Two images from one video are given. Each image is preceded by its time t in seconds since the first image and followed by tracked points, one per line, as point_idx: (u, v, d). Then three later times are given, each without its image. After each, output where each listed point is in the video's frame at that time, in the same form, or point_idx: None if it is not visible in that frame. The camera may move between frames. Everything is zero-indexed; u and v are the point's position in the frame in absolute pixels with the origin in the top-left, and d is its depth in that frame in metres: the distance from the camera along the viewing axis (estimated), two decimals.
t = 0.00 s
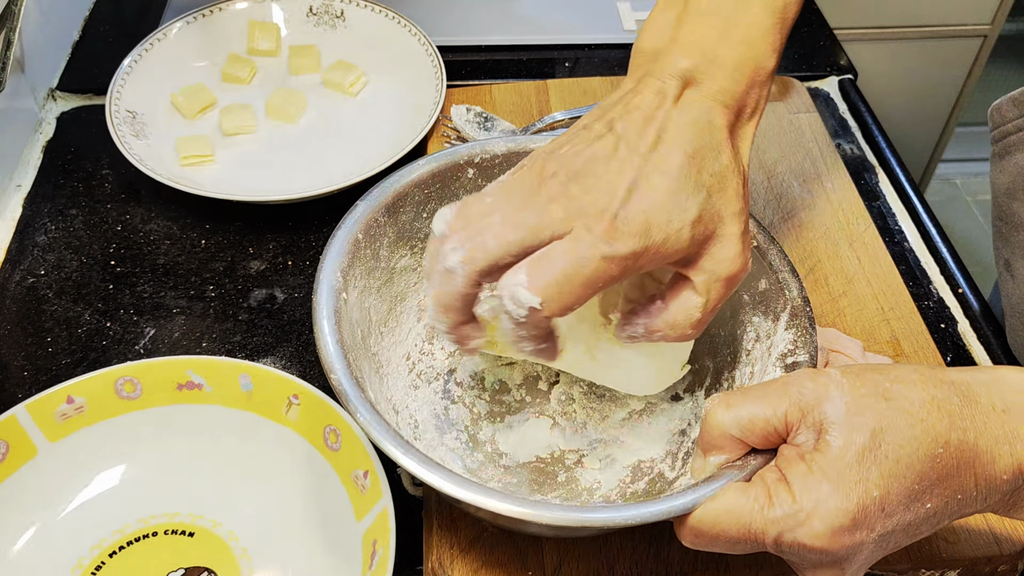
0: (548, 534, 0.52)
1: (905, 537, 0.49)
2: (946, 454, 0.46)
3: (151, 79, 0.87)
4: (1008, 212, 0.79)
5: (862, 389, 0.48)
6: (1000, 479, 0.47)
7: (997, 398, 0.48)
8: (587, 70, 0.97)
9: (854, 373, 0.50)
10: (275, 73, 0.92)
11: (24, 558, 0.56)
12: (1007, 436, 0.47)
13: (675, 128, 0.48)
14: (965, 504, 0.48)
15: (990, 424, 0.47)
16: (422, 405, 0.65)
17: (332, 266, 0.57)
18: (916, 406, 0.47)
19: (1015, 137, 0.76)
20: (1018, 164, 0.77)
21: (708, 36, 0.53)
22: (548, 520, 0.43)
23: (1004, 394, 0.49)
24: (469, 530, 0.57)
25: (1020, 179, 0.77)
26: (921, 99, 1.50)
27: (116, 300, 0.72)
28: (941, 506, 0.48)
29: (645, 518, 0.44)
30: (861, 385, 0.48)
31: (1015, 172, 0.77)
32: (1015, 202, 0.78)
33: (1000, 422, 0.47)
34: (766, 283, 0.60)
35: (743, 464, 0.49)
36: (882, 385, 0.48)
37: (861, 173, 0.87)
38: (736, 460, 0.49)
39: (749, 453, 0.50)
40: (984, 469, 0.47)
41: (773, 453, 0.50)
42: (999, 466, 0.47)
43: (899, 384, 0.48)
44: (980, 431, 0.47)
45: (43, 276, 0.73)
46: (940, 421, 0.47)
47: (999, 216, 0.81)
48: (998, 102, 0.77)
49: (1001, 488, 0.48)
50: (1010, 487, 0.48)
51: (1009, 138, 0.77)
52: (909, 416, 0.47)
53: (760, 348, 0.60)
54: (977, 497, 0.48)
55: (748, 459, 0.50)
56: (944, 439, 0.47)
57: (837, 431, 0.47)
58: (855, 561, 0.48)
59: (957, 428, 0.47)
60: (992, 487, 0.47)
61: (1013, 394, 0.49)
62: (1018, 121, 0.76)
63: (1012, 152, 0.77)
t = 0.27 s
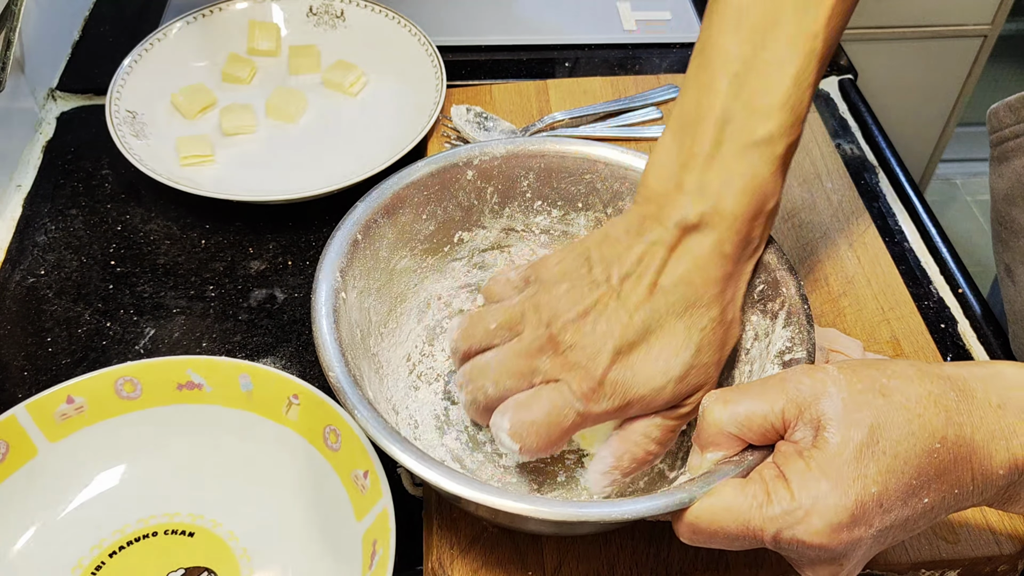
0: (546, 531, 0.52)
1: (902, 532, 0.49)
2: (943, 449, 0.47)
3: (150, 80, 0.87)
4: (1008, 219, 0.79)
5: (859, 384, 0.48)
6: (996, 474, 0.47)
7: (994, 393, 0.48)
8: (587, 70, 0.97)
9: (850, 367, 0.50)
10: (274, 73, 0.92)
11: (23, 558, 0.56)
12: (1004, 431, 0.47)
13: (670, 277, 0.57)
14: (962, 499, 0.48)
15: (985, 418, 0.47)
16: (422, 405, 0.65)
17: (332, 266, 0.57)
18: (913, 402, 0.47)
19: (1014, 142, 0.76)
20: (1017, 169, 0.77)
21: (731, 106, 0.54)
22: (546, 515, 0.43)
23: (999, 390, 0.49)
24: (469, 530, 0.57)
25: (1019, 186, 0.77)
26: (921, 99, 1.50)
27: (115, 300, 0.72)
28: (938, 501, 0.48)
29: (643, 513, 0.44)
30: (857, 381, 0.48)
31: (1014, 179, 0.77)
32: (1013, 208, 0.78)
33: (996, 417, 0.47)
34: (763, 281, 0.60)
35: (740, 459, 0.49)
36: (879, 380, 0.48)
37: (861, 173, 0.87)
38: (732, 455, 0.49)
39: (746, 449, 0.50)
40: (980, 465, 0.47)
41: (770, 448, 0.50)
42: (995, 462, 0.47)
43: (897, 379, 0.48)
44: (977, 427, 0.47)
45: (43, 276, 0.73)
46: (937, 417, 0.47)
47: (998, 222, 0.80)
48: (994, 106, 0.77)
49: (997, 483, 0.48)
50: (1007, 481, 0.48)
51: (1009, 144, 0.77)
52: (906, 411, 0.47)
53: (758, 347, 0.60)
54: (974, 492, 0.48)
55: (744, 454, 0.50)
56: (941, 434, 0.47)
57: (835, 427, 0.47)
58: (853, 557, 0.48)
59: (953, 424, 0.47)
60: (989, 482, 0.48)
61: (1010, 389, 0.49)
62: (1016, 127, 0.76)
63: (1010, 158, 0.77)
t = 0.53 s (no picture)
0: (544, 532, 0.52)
1: (899, 525, 0.49)
2: (941, 443, 0.46)
3: (150, 80, 0.87)
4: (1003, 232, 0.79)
5: (857, 376, 0.48)
6: (992, 467, 0.47)
7: (991, 386, 0.48)
8: (587, 70, 0.97)
9: (848, 361, 0.50)
10: (274, 73, 0.92)
11: (23, 557, 0.56)
12: (1001, 422, 0.47)
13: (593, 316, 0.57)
14: (958, 492, 0.49)
15: (983, 410, 0.47)
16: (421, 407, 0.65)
17: (327, 271, 0.57)
18: (909, 394, 0.47)
19: (1009, 155, 0.78)
20: (1012, 183, 0.77)
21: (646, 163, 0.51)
22: (544, 514, 0.43)
23: (996, 380, 0.48)
24: (469, 530, 0.57)
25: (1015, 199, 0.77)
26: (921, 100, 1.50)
27: (115, 300, 0.72)
28: (935, 493, 0.48)
29: (640, 510, 0.44)
30: (854, 372, 0.49)
31: (1011, 192, 0.78)
32: (1009, 221, 0.78)
33: (992, 409, 0.47)
34: (759, 277, 0.60)
35: (737, 453, 0.49)
36: (877, 374, 0.48)
37: (861, 173, 0.87)
38: (728, 449, 0.50)
39: (742, 443, 0.50)
40: (977, 458, 0.47)
41: (766, 441, 0.50)
42: (991, 455, 0.47)
43: (894, 371, 0.48)
44: (973, 419, 0.47)
45: (43, 276, 0.73)
46: (934, 410, 0.47)
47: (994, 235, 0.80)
48: (989, 120, 0.79)
49: (993, 476, 0.48)
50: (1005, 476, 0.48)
51: (1004, 158, 0.78)
52: (903, 403, 0.47)
53: (754, 343, 0.60)
54: (970, 485, 0.48)
55: (741, 448, 0.50)
56: (938, 427, 0.46)
57: (832, 419, 0.47)
58: (850, 549, 0.48)
59: (950, 417, 0.47)
60: (985, 475, 0.48)
61: (1007, 380, 0.48)
62: (1010, 140, 0.77)
63: (1006, 171, 0.78)
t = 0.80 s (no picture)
0: (547, 534, 0.52)
1: (908, 536, 0.49)
2: (948, 454, 0.47)
3: (150, 79, 0.87)
4: (1011, 215, 0.78)
5: (865, 388, 0.49)
6: (1001, 478, 0.47)
7: (999, 398, 0.49)
8: (587, 70, 0.97)
9: (856, 372, 0.50)
10: (274, 73, 0.92)
11: (23, 558, 0.56)
12: (1007, 433, 0.47)
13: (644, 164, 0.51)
14: (966, 504, 0.48)
15: (990, 421, 0.48)
16: (422, 407, 0.65)
17: (332, 268, 0.58)
18: (917, 406, 0.48)
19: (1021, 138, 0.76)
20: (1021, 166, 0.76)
21: (673, 99, 0.53)
22: (550, 522, 0.43)
23: (1005, 393, 0.49)
24: (469, 530, 0.57)
25: None
26: (921, 99, 1.50)
27: (115, 300, 0.72)
28: (942, 504, 0.48)
29: (649, 520, 0.44)
30: (862, 384, 0.49)
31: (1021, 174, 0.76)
32: (1019, 203, 0.77)
33: (1000, 421, 0.48)
34: (766, 282, 0.60)
35: (744, 463, 0.49)
36: (884, 385, 0.49)
37: (861, 173, 0.87)
38: (737, 460, 0.49)
39: (751, 453, 0.50)
40: (985, 469, 0.47)
41: (774, 452, 0.50)
42: (999, 466, 0.47)
43: (903, 382, 0.49)
44: (981, 431, 0.47)
45: (43, 276, 0.73)
46: (941, 421, 0.47)
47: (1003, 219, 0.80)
48: (1004, 103, 0.77)
49: (1002, 487, 0.48)
50: (1011, 486, 0.48)
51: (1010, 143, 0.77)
52: (911, 415, 0.47)
53: (760, 348, 0.59)
54: (978, 496, 0.48)
55: (749, 458, 0.49)
56: (945, 438, 0.47)
57: (840, 430, 0.47)
58: (857, 560, 0.48)
59: (958, 429, 0.47)
60: (994, 486, 0.48)
61: (1018, 392, 0.49)
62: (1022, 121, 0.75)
63: (1016, 154, 0.77)
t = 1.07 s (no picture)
0: (546, 535, 0.52)
1: (905, 538, 0.49)
2: (948, 457, 0.47)
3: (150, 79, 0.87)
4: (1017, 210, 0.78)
5: (867, 390, 0.49)
6: (1001, 482, 0.47)
7: (1000, 401, 0.48)
8: (587, 70, 0.97)
9: (857, 374, 0.50)
10: (274, 73, 0.92)
11: (23, 558, 0.56)
12: (1007, 436, 0.47)
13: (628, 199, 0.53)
14: (965, 506, 0.48)
15: (992, 426, 0.47)
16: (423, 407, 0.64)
17: (331, 269, 0.57)
18: (918, 409, 0.47)
19: None
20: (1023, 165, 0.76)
21: (654, 112, 0.55)
22: (549, 521, 0.43)
23: (1009, 399, 0.49)
24: (469, 531, 0.57)
25: None
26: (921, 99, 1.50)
27: (115, 300, 0.72)
28: (941, 507, 0.48)
29: (648, 519, 0.44)
30: (864, 387, 0.49)
31: None
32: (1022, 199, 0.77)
33: (1002, 425, 0.47)
34: (764, 283, 0.60)
35: (743, 463, 0.49)
36: (886, 387, 0.49)
37: (861, 173, 0.87)
38: (736, 459, 0.49)
39: (750, 453, 0.50)
40: (984, 473, 0.47)
41: (774, 452, 0.50)
42: (999, 470, 0.47)
43: (905, 385, 0.49)
44: (982, 434, 0.47)
45: (43, 276, 0.73)
46: (942, 424, 0.47)
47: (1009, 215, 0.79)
48: (1009, 99, 0.76)
49: (1001, 490, 0.48)
50: (1011, 489, 0.48)
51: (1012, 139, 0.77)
52: (912, 418, 0.47)
53: (759, 348, 0.59)
54: (978, 499, 0.48)
55: (748, 458, 0.49)
56: (946, 442, 0.47)
57: (840, 432, 0.47)
58: (854, 561, 0.48)
59: (959, 433, 0.47)
60: (993, 489, 0.48)
61: (1018, 397, 0.49)
62: None
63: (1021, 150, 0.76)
